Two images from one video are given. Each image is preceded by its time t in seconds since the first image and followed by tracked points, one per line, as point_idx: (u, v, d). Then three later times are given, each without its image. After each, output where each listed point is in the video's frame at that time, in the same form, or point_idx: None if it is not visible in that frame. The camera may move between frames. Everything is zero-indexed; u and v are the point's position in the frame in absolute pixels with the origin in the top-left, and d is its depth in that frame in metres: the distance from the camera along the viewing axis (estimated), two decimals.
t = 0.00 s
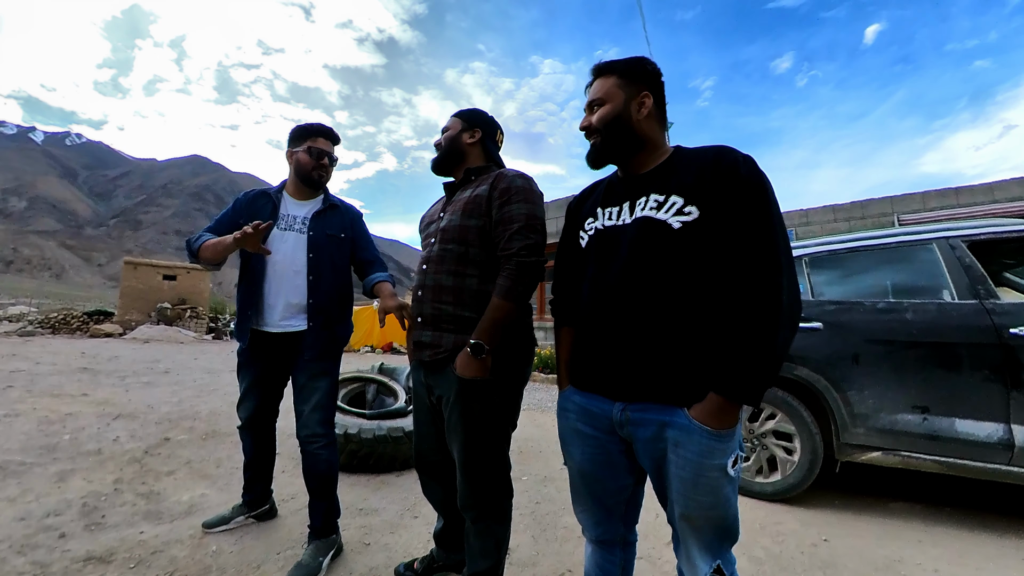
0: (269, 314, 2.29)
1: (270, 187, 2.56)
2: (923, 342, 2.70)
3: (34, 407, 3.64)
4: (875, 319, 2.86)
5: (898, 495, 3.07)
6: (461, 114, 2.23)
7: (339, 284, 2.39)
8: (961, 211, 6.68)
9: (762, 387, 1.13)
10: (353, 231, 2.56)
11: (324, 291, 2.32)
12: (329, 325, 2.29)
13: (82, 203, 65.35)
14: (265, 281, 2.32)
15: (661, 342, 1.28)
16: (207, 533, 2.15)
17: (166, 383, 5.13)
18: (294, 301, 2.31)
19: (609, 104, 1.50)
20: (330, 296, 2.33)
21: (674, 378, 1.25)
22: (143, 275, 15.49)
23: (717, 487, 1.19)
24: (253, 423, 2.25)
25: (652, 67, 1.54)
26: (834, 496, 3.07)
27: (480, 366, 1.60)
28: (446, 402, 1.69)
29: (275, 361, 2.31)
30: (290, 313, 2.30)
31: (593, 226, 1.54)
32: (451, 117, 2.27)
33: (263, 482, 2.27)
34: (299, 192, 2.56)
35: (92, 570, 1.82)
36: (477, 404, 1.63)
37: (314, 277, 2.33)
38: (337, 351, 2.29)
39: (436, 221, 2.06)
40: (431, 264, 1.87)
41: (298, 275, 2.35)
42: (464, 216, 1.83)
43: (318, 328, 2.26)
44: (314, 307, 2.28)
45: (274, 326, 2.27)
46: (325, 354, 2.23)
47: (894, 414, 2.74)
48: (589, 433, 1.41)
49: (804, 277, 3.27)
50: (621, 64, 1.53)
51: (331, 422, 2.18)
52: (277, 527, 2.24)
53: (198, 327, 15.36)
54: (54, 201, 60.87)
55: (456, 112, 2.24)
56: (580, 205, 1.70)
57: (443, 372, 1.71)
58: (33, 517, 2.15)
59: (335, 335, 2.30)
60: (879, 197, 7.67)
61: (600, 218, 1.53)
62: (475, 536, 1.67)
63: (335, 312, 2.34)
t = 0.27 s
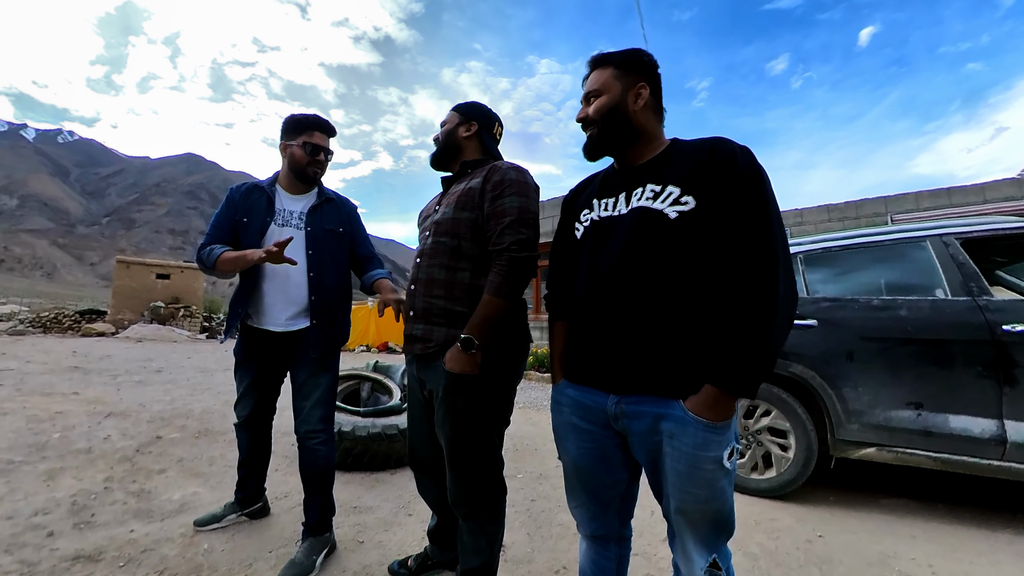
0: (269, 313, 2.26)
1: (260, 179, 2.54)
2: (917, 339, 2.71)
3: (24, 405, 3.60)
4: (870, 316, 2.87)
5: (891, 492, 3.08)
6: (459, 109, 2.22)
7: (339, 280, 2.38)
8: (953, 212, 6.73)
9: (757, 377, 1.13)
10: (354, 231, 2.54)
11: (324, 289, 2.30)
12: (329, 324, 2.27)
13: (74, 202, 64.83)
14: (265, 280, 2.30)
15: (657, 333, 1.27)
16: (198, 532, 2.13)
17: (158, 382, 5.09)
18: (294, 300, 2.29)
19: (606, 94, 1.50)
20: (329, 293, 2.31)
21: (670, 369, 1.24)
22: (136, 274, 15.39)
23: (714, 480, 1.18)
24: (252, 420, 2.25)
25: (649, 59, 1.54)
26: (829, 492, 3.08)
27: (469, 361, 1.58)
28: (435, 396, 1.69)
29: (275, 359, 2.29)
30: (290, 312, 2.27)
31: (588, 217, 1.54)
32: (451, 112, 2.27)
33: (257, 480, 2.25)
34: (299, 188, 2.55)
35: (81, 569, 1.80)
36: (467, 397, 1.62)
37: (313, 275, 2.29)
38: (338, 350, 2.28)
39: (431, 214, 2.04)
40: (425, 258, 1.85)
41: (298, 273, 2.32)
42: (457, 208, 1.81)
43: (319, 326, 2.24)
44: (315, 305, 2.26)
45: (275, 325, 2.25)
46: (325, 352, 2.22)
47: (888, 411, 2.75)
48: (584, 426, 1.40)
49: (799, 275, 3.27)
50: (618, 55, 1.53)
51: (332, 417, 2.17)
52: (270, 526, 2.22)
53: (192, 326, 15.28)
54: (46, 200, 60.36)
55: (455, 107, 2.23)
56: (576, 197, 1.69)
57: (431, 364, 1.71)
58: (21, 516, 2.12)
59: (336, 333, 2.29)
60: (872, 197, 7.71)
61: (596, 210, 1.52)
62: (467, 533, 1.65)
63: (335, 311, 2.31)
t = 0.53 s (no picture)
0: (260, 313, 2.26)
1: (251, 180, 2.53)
2: (911, 339, 2.74)
3: (17, 406, 3.57)
4: (864, 317, 2.89)
5: (886, 490, 3.11)
6: (465, 108, 2.21)
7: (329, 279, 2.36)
8: (946, 213, 6.80)
9: (756, 379, 1.13)
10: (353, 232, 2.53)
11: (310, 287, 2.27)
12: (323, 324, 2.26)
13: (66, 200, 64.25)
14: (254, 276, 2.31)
15: (657, 334, 1.28)
16: (197, 533, 2.12)
17: (153, 382, 5.06)
18: (284, 299, 2.28)
19: (606, 98, 1.50)
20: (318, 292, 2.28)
21: (670, 371, 1.25)
22: (129, 274, 15.27)
23: (714, 480, 1.19)
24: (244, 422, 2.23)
25: (649, 63, 1.54)
26: (824, 491, 3.11)
27: (470, 364, 1.58)
28: (439, 397, 1.69)
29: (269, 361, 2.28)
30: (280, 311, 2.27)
31: (589, 219, 1.54)
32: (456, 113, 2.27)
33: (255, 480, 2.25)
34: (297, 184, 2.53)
35: (79, 571, 1.79)
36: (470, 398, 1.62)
37: (301, 272, 2.28)
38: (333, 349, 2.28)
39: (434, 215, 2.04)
40: (427, 260, 1.86)
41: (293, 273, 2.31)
42: (460, 211, 1.81)
43: (308, 324, 2.21)
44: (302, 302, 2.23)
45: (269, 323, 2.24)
46: (315, 352, 2.20)
47: (883, 410, 2.77)
48: (584, 427, 1.41)
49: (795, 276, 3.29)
50: (617, 60, 1.54)
51: (327, 420, 2.17)
52: (268, 527, 2.22)
53: (186, 326, 15.18)
54: (37, 198, 59.78)
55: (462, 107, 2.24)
56: (576, 199, 1.69)
57: (435, 366, 1.71)
58: (17, 518, 2.10)
59: (330, 332, 2.29)
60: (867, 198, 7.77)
61: (596, 211, 1.52)
62: (469, 533, 1.66)
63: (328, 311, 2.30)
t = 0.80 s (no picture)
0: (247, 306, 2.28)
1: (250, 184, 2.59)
2: (903, 340, 2.79)
3: (15, 408, 3.55)
4: (857, 319, 2.94)
5: (878, 488, 3.16)
6: (468, 115, 2.25)
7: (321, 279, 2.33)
8: (938, 215, 6.89)
9: (752, 383, 1.17)
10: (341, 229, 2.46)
11: (298, 283, 2.26)
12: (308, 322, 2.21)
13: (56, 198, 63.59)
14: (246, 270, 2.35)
15: (658, 339, 1.31)
16: (201, 534, 2.14)
17: (151, 383, 5.04)
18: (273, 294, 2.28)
19: (608, 112, 1.54)
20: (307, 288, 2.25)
21: (670, 374, 1.28)
22: (122, 273, 15.17)
23: (714, 479, 1.23)
24: (239, 424, 2.23)
25: (650, 79, 1.58)
26: (819, 489, 3.16)
27: (482, 362, 1.60)
28: (449, 400, 1.71)
29: (263, 362, 2.28)
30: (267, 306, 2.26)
31: (592, 225, 1.57)
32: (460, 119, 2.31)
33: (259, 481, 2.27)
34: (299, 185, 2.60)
35: (86, 572, 1.80)
36: (480, 399, 1.65)
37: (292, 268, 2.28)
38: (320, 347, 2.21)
39: (441, 220, 2.06)
40: (435, 264, 1.88)
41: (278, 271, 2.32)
42: (471, 216, 1.85)
43: (296, 320, 2.18)
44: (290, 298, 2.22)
45: (253, 319, 2.25)
46: (301, 350, 2.16)
47: (875, 410, 2.82)
48: (587, 428, 1.44)
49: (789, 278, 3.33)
50: (621, 74, 1.58)
51: (323, 422, 2.14)
52: (272, 527, 2.23)
53: (180, 326, 15.10)
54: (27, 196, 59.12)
55: (464, 113, 2.27)
56: (579, 206, 1.72)
57: (447, 367, 1.73)
58: (21, 519, 2.11)
59: (318, 329, 2.22)
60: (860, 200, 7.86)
61: (599, 218, 1.56)
62: (476, 531, 1.69)
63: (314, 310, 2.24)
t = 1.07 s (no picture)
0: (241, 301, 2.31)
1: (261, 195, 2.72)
2: (896, 342, 2.84)
3: (18, 409, 3.56)
4: (852, 321, 2.99)
5: (873, 487, 3.22)
6: (474, 124, 2.30)
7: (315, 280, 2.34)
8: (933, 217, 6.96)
9: (747, 389, 1.20)
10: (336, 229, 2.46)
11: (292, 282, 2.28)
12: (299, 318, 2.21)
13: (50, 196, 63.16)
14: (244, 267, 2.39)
15: (658, 344, 1.35)
16: (209, 534, 2.16)
17: (152, 384, 5.05)
18: (267, 291, 2.31)
19: (617, 122, 1.58)
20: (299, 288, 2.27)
21: (669, 378, 1.32)
22: (119, 273, 15.12)
23: (710, 478, 1.26)
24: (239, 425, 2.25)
25: (658, 93, 1.63)
26: (815, 488, 3.21)
27: (491, 368, 1.64)
28: (455, 403, 1.73)
29: (258, 364, 2.26)
30: (259, 302, 2.29)
31: (596, 233, 1.61)
32: (467, 127, 2.36)
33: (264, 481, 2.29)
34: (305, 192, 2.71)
35: (97, 571, 1.82)
36: (485, 403, 1.67)
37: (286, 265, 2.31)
38: (312, 341, 2.20)
39: (447, 225, 2.09)
40: (441, 269, 1.91)
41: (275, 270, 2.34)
42: (479, 224, 1.88)
43: (288, 318, 2.20)
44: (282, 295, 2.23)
45: (246, 314, 2.27)
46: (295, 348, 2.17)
47: (868, 411, 2.88)
48: (588, 430, 1.47)
49: (786, 281, 3.38)
50: (630, 87, 1.62)
51: (322, 425, 2.13)
52: (278, 527, 2.26)
53: (177, 326, 15.06)
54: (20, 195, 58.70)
55: (471, 122, 2.32)
56: (583, 213, 1.76)
57: (453, 373, 1.75)
58: (30, 520, 2.13)
59: (309, 326, 2.21)
60: (856, 202, 7.93)
61: (604, 226, 1.59)
62: (481, 529, 1.72)
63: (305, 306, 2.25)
